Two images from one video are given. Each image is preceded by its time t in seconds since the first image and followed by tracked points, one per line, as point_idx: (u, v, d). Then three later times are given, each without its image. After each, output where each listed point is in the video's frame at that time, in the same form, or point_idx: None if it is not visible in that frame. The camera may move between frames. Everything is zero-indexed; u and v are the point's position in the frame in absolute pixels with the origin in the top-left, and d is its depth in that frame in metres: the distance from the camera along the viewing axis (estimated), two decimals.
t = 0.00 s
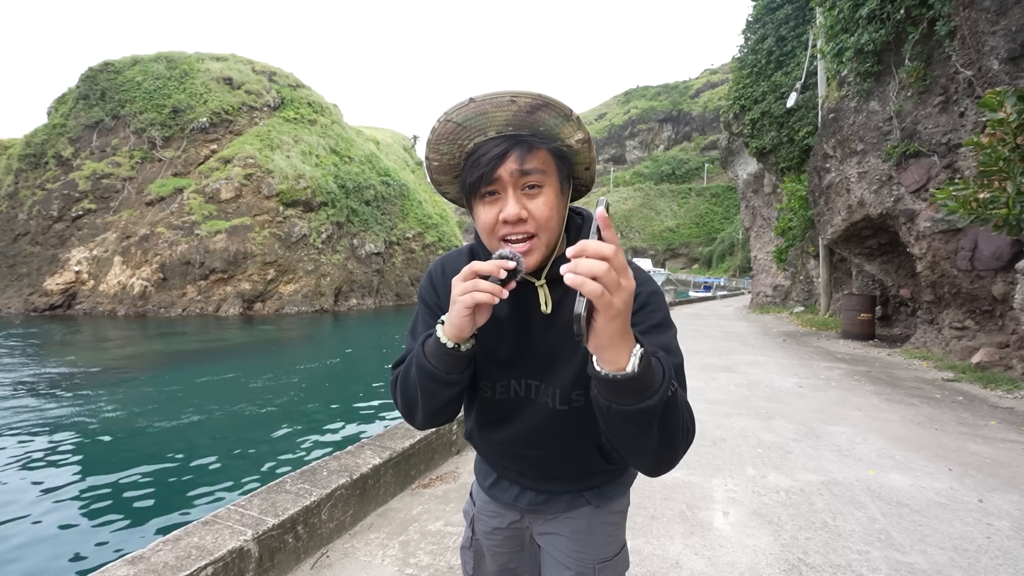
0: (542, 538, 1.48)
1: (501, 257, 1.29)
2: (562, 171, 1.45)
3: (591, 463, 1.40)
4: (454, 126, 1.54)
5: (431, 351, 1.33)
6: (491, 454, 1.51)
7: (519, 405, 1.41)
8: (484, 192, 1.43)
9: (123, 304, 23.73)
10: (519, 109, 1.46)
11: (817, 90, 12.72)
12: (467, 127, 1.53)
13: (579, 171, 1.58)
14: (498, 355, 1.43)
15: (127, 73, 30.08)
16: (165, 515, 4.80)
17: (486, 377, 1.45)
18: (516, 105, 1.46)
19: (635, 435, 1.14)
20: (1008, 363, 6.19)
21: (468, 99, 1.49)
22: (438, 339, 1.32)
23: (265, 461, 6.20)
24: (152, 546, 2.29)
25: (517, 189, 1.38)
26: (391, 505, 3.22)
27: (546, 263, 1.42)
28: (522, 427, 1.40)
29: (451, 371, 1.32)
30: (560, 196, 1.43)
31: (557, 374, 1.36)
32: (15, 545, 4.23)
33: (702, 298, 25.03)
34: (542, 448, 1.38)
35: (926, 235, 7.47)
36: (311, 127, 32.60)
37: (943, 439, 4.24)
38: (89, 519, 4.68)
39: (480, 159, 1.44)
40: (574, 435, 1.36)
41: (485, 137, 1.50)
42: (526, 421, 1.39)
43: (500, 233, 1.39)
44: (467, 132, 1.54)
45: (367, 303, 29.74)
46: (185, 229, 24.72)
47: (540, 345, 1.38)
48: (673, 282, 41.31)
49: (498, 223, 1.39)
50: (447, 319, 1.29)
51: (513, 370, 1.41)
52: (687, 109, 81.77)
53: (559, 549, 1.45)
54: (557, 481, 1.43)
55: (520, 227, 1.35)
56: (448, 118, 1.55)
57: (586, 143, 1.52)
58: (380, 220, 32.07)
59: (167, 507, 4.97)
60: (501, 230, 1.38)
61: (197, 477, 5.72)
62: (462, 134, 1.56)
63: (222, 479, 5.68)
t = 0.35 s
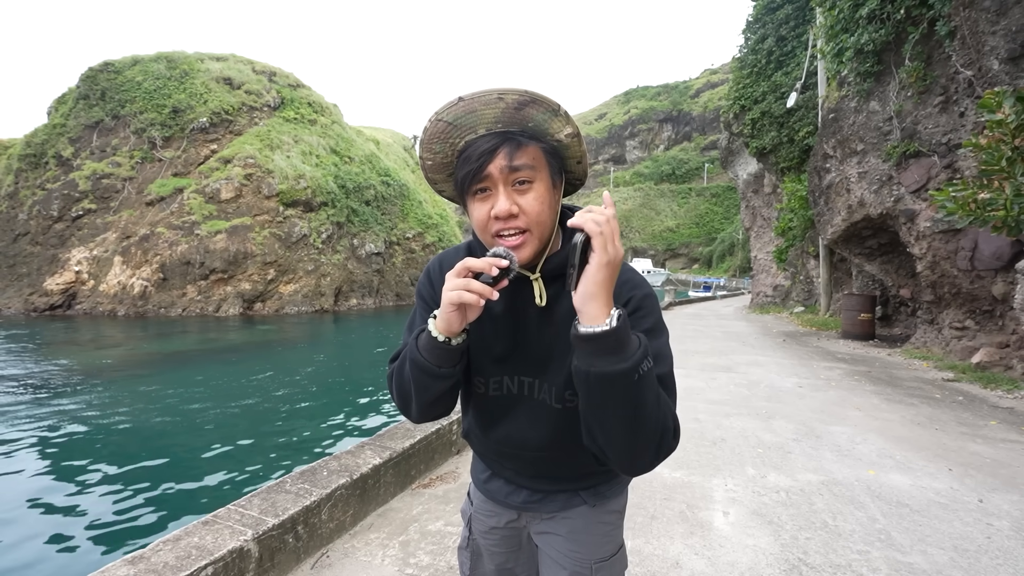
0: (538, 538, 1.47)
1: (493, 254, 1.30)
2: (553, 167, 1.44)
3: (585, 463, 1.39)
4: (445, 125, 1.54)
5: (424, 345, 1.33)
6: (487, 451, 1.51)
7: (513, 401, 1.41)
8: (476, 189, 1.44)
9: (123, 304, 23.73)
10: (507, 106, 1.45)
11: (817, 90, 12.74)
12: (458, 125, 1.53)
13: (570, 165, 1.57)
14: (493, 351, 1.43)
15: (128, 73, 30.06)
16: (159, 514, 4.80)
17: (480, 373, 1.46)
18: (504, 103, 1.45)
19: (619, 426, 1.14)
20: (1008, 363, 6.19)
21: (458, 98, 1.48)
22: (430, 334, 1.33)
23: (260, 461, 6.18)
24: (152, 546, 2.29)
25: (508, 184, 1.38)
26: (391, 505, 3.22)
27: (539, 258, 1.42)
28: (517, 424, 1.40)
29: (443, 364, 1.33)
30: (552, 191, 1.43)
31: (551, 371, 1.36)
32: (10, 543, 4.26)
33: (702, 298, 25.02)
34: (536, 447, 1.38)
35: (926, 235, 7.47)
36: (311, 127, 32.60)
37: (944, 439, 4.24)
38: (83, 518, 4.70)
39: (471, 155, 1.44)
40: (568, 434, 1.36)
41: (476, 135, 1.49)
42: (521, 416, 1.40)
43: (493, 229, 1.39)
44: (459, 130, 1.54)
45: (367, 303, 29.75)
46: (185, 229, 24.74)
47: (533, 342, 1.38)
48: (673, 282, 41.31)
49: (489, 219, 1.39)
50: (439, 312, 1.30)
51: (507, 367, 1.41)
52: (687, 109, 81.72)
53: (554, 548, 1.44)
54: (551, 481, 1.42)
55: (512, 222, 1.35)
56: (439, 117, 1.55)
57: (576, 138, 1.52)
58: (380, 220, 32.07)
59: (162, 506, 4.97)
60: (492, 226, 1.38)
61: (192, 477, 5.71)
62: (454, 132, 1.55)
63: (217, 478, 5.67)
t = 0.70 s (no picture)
0: (537, 536, 1.47)
1: (487, 262, 1.28)
2: (550, 176, 1.45)
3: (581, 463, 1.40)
4: (446, 131, 1.54)
5: (422, 349, 1.33)
6: (485, 453, 1.51)
7: (510, 404, 1.42)
8: (476, 194, 1.44)
9: (123, 304, 23.75)
10: (509, 115, 1.45)
11: (817, 90, 12.74)
12: (460, 132, 1.53)
13: (566, 175, 1.59)
14: (490, 354, 1.44)
15: (128, 73, 30.03)
16: (159, 514, 4.82)
17: (479, 375, 1.46)
18: (506, 112, 1.45)
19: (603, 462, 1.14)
20: (1008, 363, 6.19)
21: (460, 105, 1.49)
22: (427, 338, 1.33)
23: (258, 461, 6.19)
24: (152, 546, 2.29)
25: (507, 191, 1.38)
26: (391, 505, 3.22)
27: (534, 264, 1.43)
28: (514, 425, 1.41)
29: (441, 368, 1.33)
30: (548, 200, 1.43)
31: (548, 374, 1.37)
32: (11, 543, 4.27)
33: (702, 298, 25.02)
34: (533, 447, 1.39)
35: (926, 235, 7.47)
36: (311, 127, 32.60)
37: (944, 439, 4.24)
38: (85, 517, 4.72)
39: (471, 163, 1.44)
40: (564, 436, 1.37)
41: (476, 142, 1.50)
42: (518, 418, 1.41)
43: (490, 234, 1.39)
44: (461, 136, 1.54)
45: (367, 303, 29.75)
46: (185, 230, 24.73)
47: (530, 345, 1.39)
48: (673, 282, 41.33)
49: (488, 224, 1.39)
50: (435, 318, 1.29)
51: (504, 369, 1.42)
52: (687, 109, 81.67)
53: (553, 545, 1.44)
54: (548, 480, 1.43)
55: (510, 228, 1.35)
56: (442, 122, 1.55)
57: (573, 149, 1.53)
58: (380, 220, 32.08)
59: (159, 506, 4.99)
60: (491, 232, 1.38)
61: (192, 477, 5.73)
62: (456, 138, 1.56)
63: (217, 478, 5.68)
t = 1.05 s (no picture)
0: (535, 533, 1.47)
1: (480, 263, 1.29)
2: (546, 179, 1.44)
3: (579, 456, 1.40)
4: (444, 134, 1.53)
5: (420, 347, 1.34)
6: (482, 449, 1.51)
7: (508, 400, 1.42)
8: (473, 197, 1.44)
9: (123, 304, 23.75)
10: (505, 122, 1.44)
11: (816, 91, 12.77)
12: (458, 137, 1.52)
13: (564, 177, 1.57)
14: (487, 349, 1.44)
15: (128, 73, 30.03)
16: (161, 514, 4.82)
17: (476, 370, 1.46)
18: (501, 119, 1.43)
19: (622, 408, 1.17)
20: (1008, 363, 6.19)
21: (456, 111, 1.47)
22: (426, 336, 1.33)
23: (258, 462, 6.16)
24: (152, 546, 2.29)
25: (501, 197, 1.39)
26: (391, 505, 3.22)
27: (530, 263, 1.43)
28: (512, 419, 1.41)
29: (439, 366, 1.33)
30: (544, 202, 1.43)
31: (546, 367, 1.37)
32: (10, 542, 4.27)
33: (702, 298, 25.02)
34: (531, 441, 1.39)
35: (926, 235, 7.48)
36: (311, 127, 32.60)
37: (944, 439, 4.24)
38: (88, 516, 4.73)
39: (469, 166, 1.44)
40: (562, 427, 1.37)
41: (474, 147, 1.49)
42: (515, 411, 1.41)
43: (487, 236, 1.40)
44: (459, 141, 1.53)
45: (367, 303, 29.75)
46: (185, 229, 24.73)
47: (526, 341, 1.39)
48: (672, 283, 41.37)
49: (484, 227, 1.40)
50: (433, 317, 1.30)
51: (501, 364, 1.42)
52: (687, 109, 81.62)
53: (550, 542, 1.44)
54: (545, 475, 1.43)
55: (506, 230, 1.37)
56: (440, 127, 1.54)
57: (569, 152, 1.51)
58: (380, 220, 32.08)
59: (163, 504, 5.02)
60: (488, 233, 1.39)
61: (195, 475, 5.76)
62: (454, 143, 1.55)
63: (215, 479, 5.66)
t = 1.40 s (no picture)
0: (538, 532, 1.47)
1: (494, 267, 1.29)
2: (559, 184, 1.45)
3: (581, 458, 1.40)
4: (457, 137, 1.53)
5: (430, 350, 1.33)
6: (484, 450, 1.51)
7: (513, 402, 1.42)
8: (485, 203, 1.43)
9: (123, 304, 23.76)
10: (520, 126, 1.45)
11: (816, 91, 12.78)
12: (471, 140, 1.52)
13: (574, 183, 1.58)
14: (493, 351, 1.44)
15: (127, 73, 30.02)
16: (170, 511, 4.89)
17: (482, 372, 1.45)
18: (517, 122, 1.44)
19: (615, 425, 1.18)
20: (1008, 363, 6.19)
21: (472, 114, 1.47)
22: (435, 339, 1.33)
23: (257, 462, 6.17)
24: (152, 546, 2.29)
25: (516, 202, 1.38)
26: (391, 505, 3.22)
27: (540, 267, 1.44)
28: (517, 422, 1.41)
29: (448, 368, 1.33)
30: (557, 207, 1.44)
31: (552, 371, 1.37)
32: (10, 542, 4.28)
33: (702, 298, 25.01)
34: (534, 442, 1.39)
35: (927, 235, 7.48)
36: (311, 127, 32.60)
37: (944, 439, 4.24)
38: (97, 514, 4.78)
39: (482, 170, 1.43)
40: (567, 431, 1.37)
41: (487, 151, 1.49)
42: (522, 414, 1.41)
43: (500, 242, 1.40)
44: (472, 144, 1.53)
45: (367, 303, 29.75)
46: (185, 229, 24.74)
47: (536, 345, 1.39)
48: (672, 283, 41.39)
49: (498, 233, 1.39)
50: (443, 320, 1.29)
51: (509, 366, 1.42)
52: (687, 109, 81.60)
53: (553, 540, 1.44)
54: (548, 475, 1.43)
55: (520, 237, 1.36)
56: (453, 129, 1.54)
57: (583, 158, 1.54)
58: (380, 220, 32.07)
59: (173, 502, 5.09)
60: (501, 239, 1.39)
61: (201, 473, 5.83)
62: (467, 145, 1.55)
63: (215, 479, 5.68)
